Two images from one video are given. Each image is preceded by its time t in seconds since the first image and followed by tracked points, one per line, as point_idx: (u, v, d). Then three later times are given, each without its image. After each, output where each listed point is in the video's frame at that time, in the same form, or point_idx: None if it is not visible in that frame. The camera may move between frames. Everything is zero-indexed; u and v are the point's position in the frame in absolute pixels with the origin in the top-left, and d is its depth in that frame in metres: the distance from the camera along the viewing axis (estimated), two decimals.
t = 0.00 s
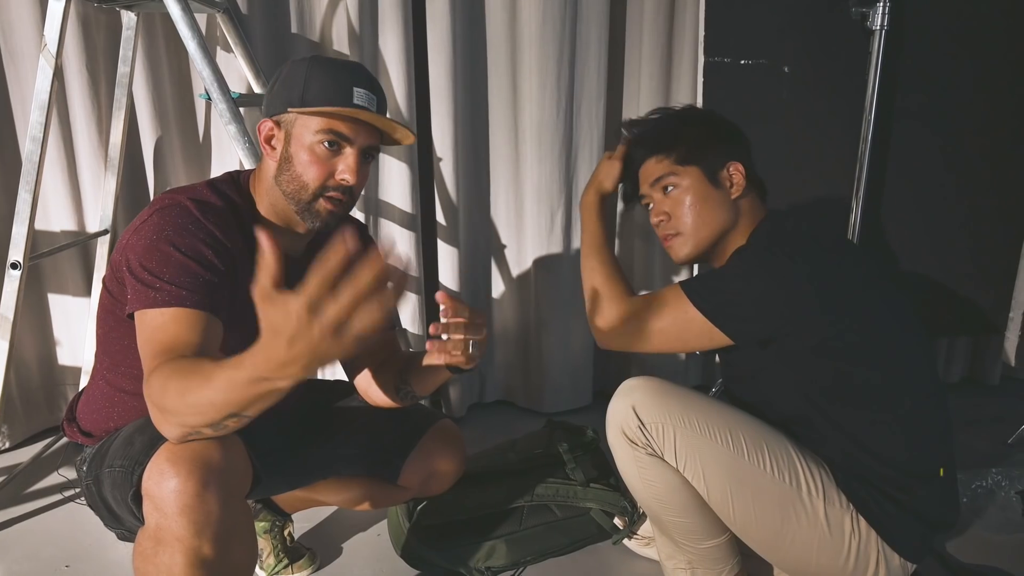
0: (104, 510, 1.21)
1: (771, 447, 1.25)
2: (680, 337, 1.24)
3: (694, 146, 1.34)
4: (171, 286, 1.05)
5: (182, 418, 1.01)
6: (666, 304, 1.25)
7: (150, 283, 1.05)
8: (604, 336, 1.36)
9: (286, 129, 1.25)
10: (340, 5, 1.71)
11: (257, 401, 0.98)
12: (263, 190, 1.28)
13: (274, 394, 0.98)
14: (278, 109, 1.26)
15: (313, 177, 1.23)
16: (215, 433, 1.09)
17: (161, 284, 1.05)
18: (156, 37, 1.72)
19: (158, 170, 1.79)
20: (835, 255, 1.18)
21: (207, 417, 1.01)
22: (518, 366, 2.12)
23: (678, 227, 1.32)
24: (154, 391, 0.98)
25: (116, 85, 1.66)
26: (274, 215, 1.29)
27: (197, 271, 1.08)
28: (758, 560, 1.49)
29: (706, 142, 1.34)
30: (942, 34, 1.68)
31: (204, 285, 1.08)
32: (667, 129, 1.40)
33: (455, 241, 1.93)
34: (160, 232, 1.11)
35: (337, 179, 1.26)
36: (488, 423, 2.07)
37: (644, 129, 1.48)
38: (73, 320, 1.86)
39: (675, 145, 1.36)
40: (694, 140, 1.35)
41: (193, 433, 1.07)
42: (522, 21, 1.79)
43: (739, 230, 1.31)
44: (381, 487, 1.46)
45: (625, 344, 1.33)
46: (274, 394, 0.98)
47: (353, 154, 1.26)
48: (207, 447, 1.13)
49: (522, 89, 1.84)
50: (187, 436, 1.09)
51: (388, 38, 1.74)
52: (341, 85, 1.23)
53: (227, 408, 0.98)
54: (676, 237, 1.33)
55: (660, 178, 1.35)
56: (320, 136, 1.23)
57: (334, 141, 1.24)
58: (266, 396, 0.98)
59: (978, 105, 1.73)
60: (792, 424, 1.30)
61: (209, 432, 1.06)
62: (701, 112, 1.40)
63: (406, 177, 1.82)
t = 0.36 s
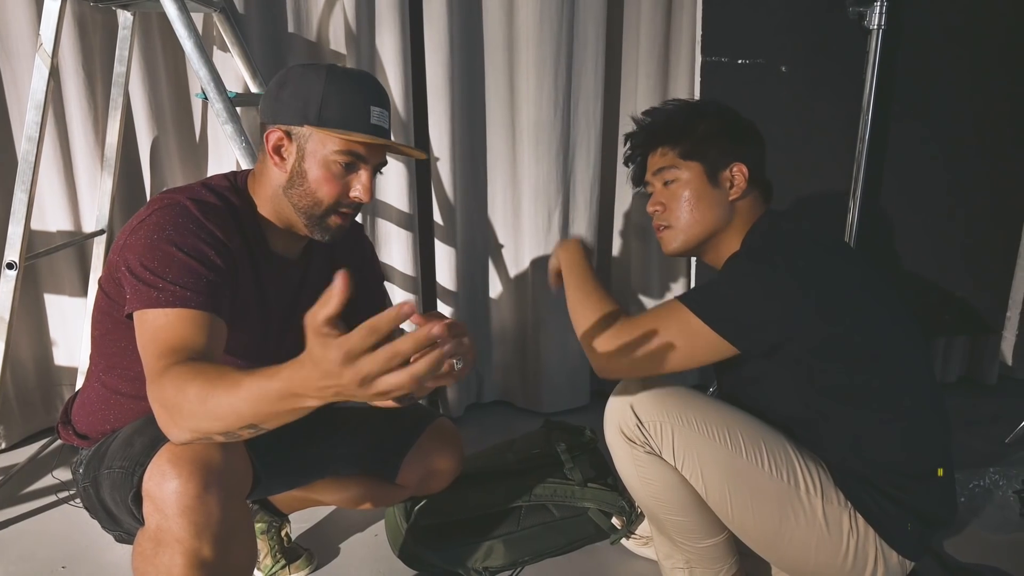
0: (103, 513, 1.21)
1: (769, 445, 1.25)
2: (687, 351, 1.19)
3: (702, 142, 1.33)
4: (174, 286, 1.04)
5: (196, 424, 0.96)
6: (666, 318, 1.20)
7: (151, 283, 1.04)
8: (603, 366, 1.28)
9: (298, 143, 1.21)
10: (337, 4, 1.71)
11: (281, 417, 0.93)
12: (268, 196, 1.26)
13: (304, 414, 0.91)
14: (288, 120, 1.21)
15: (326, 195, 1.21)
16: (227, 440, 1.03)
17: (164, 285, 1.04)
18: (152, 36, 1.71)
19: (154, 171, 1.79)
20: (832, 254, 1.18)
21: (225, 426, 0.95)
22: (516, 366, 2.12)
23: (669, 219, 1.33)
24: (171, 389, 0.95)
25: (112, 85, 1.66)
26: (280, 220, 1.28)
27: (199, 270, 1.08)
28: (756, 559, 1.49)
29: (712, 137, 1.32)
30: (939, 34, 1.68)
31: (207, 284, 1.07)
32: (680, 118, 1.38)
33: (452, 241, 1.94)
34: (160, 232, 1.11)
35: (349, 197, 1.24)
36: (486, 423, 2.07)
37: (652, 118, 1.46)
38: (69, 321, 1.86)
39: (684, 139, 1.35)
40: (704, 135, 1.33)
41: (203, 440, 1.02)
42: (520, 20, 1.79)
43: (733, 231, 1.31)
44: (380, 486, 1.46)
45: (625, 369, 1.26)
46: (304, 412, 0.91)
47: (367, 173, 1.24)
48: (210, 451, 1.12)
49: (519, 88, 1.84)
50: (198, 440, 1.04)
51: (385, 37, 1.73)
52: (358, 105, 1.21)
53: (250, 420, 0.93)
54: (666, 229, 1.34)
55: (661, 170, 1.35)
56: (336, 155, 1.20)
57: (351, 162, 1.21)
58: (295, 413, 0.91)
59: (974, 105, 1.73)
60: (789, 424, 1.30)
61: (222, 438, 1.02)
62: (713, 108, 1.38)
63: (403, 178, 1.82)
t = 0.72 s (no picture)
0: (104, 514, 1.21)
1: (767, 447, 1.25)
2: (678, 354, 1.19)
3: (703, 140, 1.31)
4: (178, 286, 1.05)
5: (203, 408, 1.02)
6: (655, 328, 1.22)
7: (155, 283, 1.05)
8: (600, 387, 1.29)
9: (302, 145, 1.21)
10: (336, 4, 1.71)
11: (288, 382, 1.02)
12: (274, 198, 1.26)
13: (313, 374, 1.02)
14: (289, 125, 1.20)
15: (337, 194, 1.22)
16: (233, 430, 1.08)
17: (168, 284, 1.05)
18: (150, 36, 1.71)
19: (153, 171, 1.79)
20: (831, 255, 1.18)
21: (231, 403, 1.02)
22: (514, 366, 2.12)
23: (662, 218, 1.35)
24: (176, 377, 1.00)
25: (111, 85, 1.66)
26: (287, 220, 1.28)
27: (204, 270, 1.08)
28: (756, 559, 1.49)
29: (710, 139, 1.30)
30: (938, 34, 1.69)
31: (212, 285, 1.08)
32: (684, 115, 1.36)
33: (451, 241, 1.93)
34: (164, 232, 1.11)
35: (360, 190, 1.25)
36: (485, 423, 2.07)
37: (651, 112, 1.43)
38: (68, 321, 1.85)
39: (684, 136, 1.34)
40: (706, 133, 1.32)
41: (209, 428, 1.07)
42: (518, 20, 1.79)
43: (724, 235, 1.32)
44: (380, 487, 1.46)
45: (622, 387, 1.27)
46: (313, 373, 1.02)
47: (373, 165, 1.25)
48: (213, 451, 1.12)
49: (518, 88, 1.84)
50: (203, 433, 1.09)
51: (384, 37, 1.73)
52: (357, 101, 1.22)
53: (256, 390, 1.01)
54: (658, 228, 1.36)
55: (657, 169, 1.36)
56: (343, 153, 1.20)
57: (357, 157, 1.22)
58: (305, 373, 1.01)
59: (973, 105, 1.73)
60: (788, 424, 1.30)
61: (229, 424, 1.07)
62: (716, 105, 1.35)
63: (402, 178, 1.81)
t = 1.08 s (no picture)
0: (105, 514, 1.21)
1: (765, 446, 1.25)
2: (681, 364, 1.18)
3: (700, 145, 1.31)
4: (182, 286, 1.05)
5: (206, 417, 1.01)
6: (659, 341, 1.21)
7: (160, 283, 1.05)
8: (604, 402, 1.27)
9: (309, 152, 1.21)
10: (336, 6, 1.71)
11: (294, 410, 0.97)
12: (276, 203, 1.26)
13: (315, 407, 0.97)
14: (296, 130, 1.20)
15: (340, 201, 1.23)
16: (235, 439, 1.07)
17: (172, 285, 1.05)
18: (151, 37, 1.71)
19: (153, 172, 1.79)
20: (831, 258, 1.19)
21: (235, 421, 1.00)
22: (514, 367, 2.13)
23: (661, 223, 1.35)
24: (181, 385, 0.99)
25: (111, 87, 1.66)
26: (287, 222, 1.28)
27: (207, 270, 1.09)
28: (755, 560, 1.50)
29: (708, 144, 1.31)
30: (936, 36, 1.69)
31: (216, 286, 1.08)
32: (682, 118, 1.36)
33: (450, 243, 1.94)
34: (168, 233, 1.11)
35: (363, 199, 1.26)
36: (485, 424, 2.08)
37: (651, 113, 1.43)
38: (67, 322, 1.86)
39: (682, 141, 1.34)
40: (703, 137, 1.32)
41: (211, 436, 1.06)
42: (518, 22, 1.79)
43: (723, 239, 1.32)
44: (381, 488, 1.47)
45: (627, 402, 1.25)
46: (314, 406, 0.97)
47: (378, 175, 1.25)
48: (215, 449, 1.12)
49: (517, 89, 1.85)
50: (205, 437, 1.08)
51: (384, 39, 1.74)
52: (365, 111, 1.22)
53: (260, 415, 0.98)
54: (656, 232, 1.36)
55: (655, 174, 1.37)
56: (350, 161, 1.21)
57: (362, 166, 1.23)
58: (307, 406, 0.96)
59: (971, 106, 1.73)
60: (788, 425, 1.30)
61: (230, 435, 1.06)
62: (715, 108, 1.35)
63: (402, 179, 1.82)
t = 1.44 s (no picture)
0: (104, 514, 1.21)
1: (765, 445, 1.26)
2: (690, 373, 1.16)
3: (702, 146, 1.32)
4: (181, 286, 1.06)
5: (212, 414, 1.02)
6: (666, 347, 1.18)
7: (159, 281, 1.06)
8: (614, 409, 1.26)
9: (297, 135, 1.21)
10: (335, 7, 1.72)
11: (307, 417, 1.05)
12: (275, 196, 1.26)
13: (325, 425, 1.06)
14: (281, 117, 1.21)
15: (336, 178, 1.23)
16: (227, 443, 1.08)
17: (172, 284, 1.06)
18: (150, 37, 1.71)
19: (153, 172, 1.79)
20: (831, 259, 1.19)
21: (244, 419, 1.03)
22: (513, 367, 2.13)
23: (663, 224, 1.35)
24: (189, 381, 1.00)
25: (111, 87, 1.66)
26: (290, 216, 1.27)
27: (207, 271, 1.09)
28: (755, 559, 1.50)
29: (709, 144, 1.31)
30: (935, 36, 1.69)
31: (215, 287, 1.09)
32: (684, 118, 1.36)
33: (450, 242, 1.96)
34: (169, 231, 1.11)
35: (359, 174, 1.26)
36: (484, 424, 2.08)
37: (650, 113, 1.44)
38: (67, 322, 1.86)
39: (683, 142, 1.34)
40: (705, 138, 1.32)
41: (206, 436, 1.06)
42: (517, 22, 1.80)
43: (724, 240, 1.32)
44: (378, 489, 1.45)
45: (635, 408, 1.23)
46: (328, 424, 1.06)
47: (368, 148, 1.26)
48: (199, 453, 1.12)
49: (517, 90, 1.85)
50: (202, 436, 1.07)
51: (383, 39, 1.74)
52: (345, 85, 1.21)
53: (275, 416, 1.04)
54: (659, 233, 1.36)
55: (657, 175, 1.37)
56: (338, 136, 1.21)
57: (351, 140, 1.23)
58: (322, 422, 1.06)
59: (970, 107, 1.74)
60: (789, 425, 1.30)
61: (227, 438, 1.06)
62: (716, 109, 1.35)
63: (401, 179, 1.82)
